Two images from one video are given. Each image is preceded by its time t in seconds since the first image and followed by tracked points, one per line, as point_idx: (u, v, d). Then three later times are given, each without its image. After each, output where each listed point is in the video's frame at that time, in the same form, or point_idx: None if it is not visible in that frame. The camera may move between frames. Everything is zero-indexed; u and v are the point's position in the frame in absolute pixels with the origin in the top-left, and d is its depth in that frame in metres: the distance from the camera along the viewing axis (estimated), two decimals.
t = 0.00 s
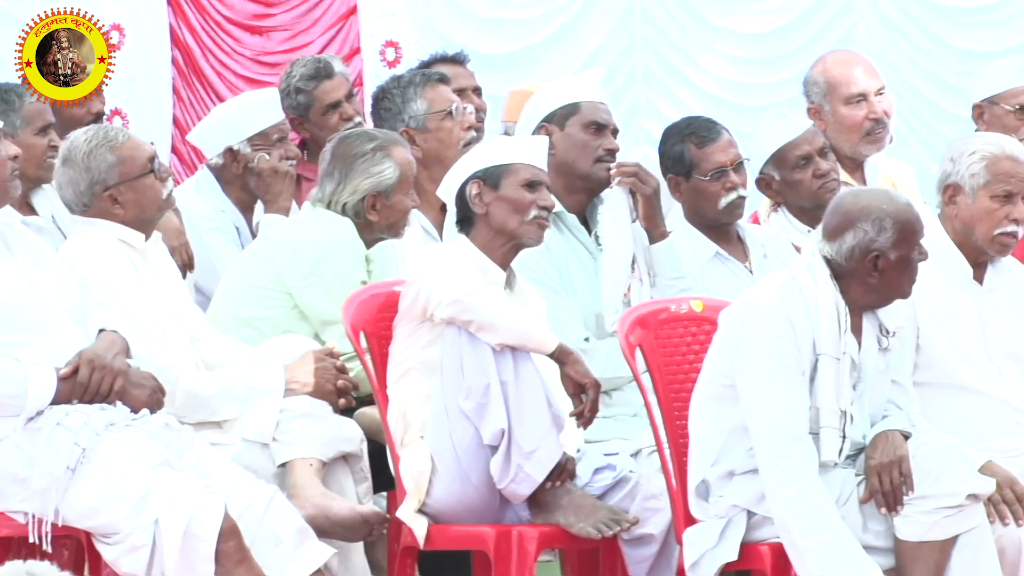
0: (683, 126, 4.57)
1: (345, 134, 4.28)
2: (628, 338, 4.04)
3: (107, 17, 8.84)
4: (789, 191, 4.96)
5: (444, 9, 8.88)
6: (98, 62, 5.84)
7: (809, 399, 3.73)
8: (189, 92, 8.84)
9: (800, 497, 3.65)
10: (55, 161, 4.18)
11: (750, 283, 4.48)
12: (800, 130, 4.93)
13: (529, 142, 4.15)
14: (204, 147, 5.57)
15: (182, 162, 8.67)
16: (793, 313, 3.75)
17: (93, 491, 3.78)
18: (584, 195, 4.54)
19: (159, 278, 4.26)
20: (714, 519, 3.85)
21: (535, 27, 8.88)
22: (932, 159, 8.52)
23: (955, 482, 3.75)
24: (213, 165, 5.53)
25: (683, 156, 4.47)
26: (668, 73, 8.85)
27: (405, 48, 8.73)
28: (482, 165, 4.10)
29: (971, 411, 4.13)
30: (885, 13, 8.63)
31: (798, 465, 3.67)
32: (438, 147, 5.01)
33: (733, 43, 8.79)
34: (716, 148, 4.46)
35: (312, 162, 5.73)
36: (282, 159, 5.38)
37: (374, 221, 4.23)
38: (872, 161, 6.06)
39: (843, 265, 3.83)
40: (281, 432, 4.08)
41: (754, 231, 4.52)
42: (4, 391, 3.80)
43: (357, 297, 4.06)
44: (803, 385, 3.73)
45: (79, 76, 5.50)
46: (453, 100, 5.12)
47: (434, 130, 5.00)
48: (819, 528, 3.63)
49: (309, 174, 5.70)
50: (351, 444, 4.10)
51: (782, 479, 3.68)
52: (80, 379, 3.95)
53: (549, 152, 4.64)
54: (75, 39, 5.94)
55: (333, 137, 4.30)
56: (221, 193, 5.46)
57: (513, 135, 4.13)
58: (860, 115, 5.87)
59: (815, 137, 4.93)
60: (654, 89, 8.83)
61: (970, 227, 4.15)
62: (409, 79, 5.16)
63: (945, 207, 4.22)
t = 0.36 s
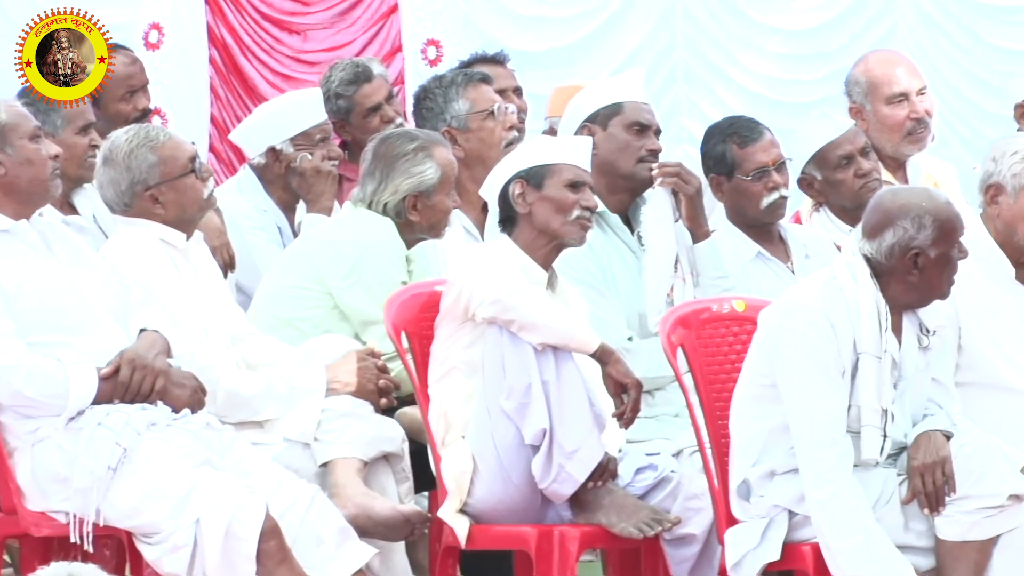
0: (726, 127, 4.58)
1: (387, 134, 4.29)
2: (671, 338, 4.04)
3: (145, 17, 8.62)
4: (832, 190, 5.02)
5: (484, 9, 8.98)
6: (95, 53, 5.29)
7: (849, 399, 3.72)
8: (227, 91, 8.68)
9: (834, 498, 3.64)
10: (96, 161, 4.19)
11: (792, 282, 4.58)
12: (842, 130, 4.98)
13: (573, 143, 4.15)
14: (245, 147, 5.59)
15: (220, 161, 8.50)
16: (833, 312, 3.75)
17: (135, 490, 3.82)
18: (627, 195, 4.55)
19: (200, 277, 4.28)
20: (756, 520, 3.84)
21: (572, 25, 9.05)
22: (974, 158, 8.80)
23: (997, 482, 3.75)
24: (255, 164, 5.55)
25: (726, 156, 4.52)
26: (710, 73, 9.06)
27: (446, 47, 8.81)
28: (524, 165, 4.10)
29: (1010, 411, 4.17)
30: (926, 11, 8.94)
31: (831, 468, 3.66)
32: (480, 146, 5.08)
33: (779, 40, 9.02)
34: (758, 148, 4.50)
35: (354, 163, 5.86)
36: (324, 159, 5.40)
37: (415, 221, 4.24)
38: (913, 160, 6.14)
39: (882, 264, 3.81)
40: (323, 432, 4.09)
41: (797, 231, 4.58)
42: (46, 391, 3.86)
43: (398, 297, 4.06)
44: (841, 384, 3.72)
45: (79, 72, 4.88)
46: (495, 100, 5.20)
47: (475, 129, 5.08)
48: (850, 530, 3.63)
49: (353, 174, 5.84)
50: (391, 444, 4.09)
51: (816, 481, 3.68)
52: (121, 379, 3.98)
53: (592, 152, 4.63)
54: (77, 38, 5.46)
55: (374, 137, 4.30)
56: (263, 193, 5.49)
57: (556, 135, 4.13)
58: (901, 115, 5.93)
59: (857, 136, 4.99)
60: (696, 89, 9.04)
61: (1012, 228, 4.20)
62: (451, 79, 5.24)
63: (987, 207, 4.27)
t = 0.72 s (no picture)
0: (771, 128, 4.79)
1: (434, 134, 4.29)
2: (717, 338, 4.05)
3: (188, 16, 8.21)
4: (879, 191, 5.16)
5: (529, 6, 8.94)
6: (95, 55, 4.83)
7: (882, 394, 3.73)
8: (272, 90, 8.36)
9: (860, 494, 3.65)
10: (144, 161, 4.19)
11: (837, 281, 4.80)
12: (889, 130, 5.14)
13: (621, 142, 4.16)
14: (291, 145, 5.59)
15: (266, 161, 8.20)
16: (868, 306, 3.77)
17: (182, 490, 3.83)
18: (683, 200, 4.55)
19: (247, 277, 4.27)
20: (802, 520, 3.83)
21: (617, 24, 9.07)
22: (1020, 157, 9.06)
23: None
24: (303, 164, 5.58)
25: (772, 155, 4.74)
26: (754, 71, 9.13)
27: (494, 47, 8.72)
28: (571, 166, 4.11)
29: None
30: (973, 11, 9.18)
31: (861, 463, 3.67)
32: (527, 146, 5.13)
33: (821, 39, 9.16)
34: (804, 148, 4.72)
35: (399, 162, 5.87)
36: (372, 159, 5.41)
37: (462, 221, 4.24)
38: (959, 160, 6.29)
39: (918, 257, 3.82)
40: (369, 431, 4.10)
41: (843, 231, 4.81)
42: (94, 390, 3.86)
43: (445, 297, 4.06)
44: (874, 380, 3.73)
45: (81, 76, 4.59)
46: (542, 100, 5.22)
47: (523, 129, 5.12)
48: (882, 521, 3.63)
49: (398, 174, 5.83)
50: (438, 444, 4.10)
51: (844, 477, 3.68)
52: (168, 379, 3.98)
53: (646, 156, 4.65)
54: (76, 39, 4.87)
55: (422, 137, 4.30)
56: (310, 193, 5.51)
57: (604, 135, 4.13)
58: (948, 115, 6.07)
59: (904, 137, 5.13)
60: (741, 88, 9.09)
61: None
62: (499, 79, 5.28)
63: None
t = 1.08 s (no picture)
0: (818, 124, 4.88)
1: (479, 133, 4.29)
2: (763, 337, 4.05)
3: (233, 14, 8.46)
4: (923, 190, 5.58)
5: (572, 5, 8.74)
6: (96, 55, 4.46)
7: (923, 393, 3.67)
8: (317, 88, 8.50)
9: (902, 486, 3.60)
10: (189, 160, 4.22)
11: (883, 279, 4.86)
12: (933, 132, 5.55)
13: (665, 142, 4.16)
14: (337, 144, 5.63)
15: (311, 161, 8.38)
16: (910, 305, 3.73)
17: (227, 489, 3.84)
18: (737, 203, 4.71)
19: (292, 275, 4.28)
20: (848, 519, 3.79)
21: (659, 22, 8.78)
22: None
23: None
24: (349, 163, 5.60)
25: (818, 155, 4.81)
26: (801, 70, 8.80)
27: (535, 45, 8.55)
28: (616, 165, 4.10)
29: None
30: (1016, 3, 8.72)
31: (899, 460, 3.61)
32: (573, 146, 5.15)
33: (868, 37, 8.77)
34: (850, 147, 4.79)
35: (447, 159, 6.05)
36: (418, 158, 5.44)
37: (508, 220, 4.25)
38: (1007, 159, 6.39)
39: (959, 255, 3.76)
40: (415, 430, 4.10)
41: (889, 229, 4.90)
42: (139, 390, 3.87)
43: (490, 296, 4.06)
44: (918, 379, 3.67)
45: (81, 75, 4.30)
46: (588, 99, 5.26)
47: (569, 128, 5.15)
48: (927, 510, 3.59)
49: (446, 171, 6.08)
50: (484, 443, 4.10)
51: (885, 474, 3.63)
52: (214, 378, 3.97)
53: (697, 162, 4.84)
54: (76, 39, 4.56)
55: (467, 137, 4.30)
56: (356, 191, 5.52)
57: (648, 135, 4.14)
58: (994, 114, 6.17)
59: (948, 138, 5.54)
60: (786, 87, 8.76)
61: None
62: (545, 78, 5.33)
63: None
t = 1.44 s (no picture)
0: (862, 125, 4.85)
1: (519, 134, 4.29)
2: (804, 337, 4.04)
3: (269, 13, 8.32)
4: (965, 190, 5.62)
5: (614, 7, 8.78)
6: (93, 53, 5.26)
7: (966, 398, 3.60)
8: (357, 88, 8.41)
9: (941, 491, 3.56)
10: (231, 161, 4.25)
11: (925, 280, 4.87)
12: (974, 132, 5.61)
13: (705, 143, 4.16)
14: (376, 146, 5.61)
15: (353, 161, 8.23)
16: (953, 307, 3.66)
17: (267, 491, 3.84)
18: (789, 216, 4.77)
19: (334, 277, 4.31)
20: (888, 521, 3.77)
21: (701, 23, 8.90)
22: None
23: None
24: (389, 164, 5.62)
25: (861, 155, 4.77)
26: (842, 71, 8.89)
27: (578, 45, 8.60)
28: (658, 165, 4.12)
29: None
30: None
31: (939, 463, 3.57)
32: (613, 146, 5.20)
33: (908, 38, 8.91)
34: (894, 148, 4.75)
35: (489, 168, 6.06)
36: (460, 158, 5.40)
37: (548, 220, 4.24)
38: None
39: (1006, 257, 3.70)
40: (455, 431, 4.10)
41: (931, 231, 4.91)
42: (179, 392, 3.87)
43: (531, 297, 4.07)
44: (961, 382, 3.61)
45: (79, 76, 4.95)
46: (630, 99, 5.30)
47: (609, 129, 5.20)
48: (966, 513, 3.54)
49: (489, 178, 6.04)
50: (524, 444, 4.10)
51: (924, 478, 3.59)
52: (255, 379, 3.98)
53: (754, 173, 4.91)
54: (77, 39, 5.26)
55: (507, 137, 4.31)
56: (397, 192, 5.60)
57: (689, 135, 4.14)
58: None
59: (989, 139, 5.60)
60: (827, 87, 8.85)
61: None
62: (586, 79, 5.39)
63: None
